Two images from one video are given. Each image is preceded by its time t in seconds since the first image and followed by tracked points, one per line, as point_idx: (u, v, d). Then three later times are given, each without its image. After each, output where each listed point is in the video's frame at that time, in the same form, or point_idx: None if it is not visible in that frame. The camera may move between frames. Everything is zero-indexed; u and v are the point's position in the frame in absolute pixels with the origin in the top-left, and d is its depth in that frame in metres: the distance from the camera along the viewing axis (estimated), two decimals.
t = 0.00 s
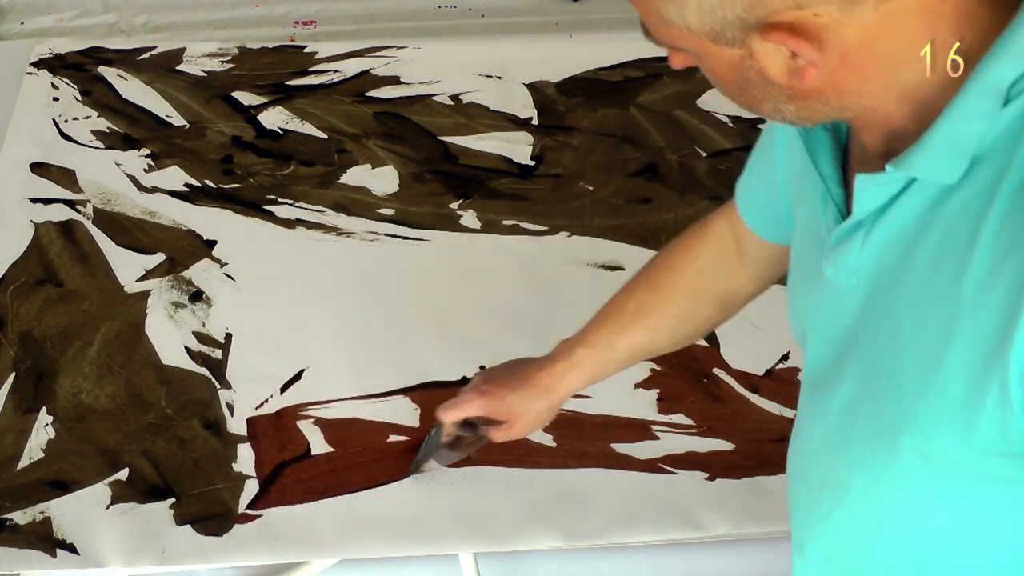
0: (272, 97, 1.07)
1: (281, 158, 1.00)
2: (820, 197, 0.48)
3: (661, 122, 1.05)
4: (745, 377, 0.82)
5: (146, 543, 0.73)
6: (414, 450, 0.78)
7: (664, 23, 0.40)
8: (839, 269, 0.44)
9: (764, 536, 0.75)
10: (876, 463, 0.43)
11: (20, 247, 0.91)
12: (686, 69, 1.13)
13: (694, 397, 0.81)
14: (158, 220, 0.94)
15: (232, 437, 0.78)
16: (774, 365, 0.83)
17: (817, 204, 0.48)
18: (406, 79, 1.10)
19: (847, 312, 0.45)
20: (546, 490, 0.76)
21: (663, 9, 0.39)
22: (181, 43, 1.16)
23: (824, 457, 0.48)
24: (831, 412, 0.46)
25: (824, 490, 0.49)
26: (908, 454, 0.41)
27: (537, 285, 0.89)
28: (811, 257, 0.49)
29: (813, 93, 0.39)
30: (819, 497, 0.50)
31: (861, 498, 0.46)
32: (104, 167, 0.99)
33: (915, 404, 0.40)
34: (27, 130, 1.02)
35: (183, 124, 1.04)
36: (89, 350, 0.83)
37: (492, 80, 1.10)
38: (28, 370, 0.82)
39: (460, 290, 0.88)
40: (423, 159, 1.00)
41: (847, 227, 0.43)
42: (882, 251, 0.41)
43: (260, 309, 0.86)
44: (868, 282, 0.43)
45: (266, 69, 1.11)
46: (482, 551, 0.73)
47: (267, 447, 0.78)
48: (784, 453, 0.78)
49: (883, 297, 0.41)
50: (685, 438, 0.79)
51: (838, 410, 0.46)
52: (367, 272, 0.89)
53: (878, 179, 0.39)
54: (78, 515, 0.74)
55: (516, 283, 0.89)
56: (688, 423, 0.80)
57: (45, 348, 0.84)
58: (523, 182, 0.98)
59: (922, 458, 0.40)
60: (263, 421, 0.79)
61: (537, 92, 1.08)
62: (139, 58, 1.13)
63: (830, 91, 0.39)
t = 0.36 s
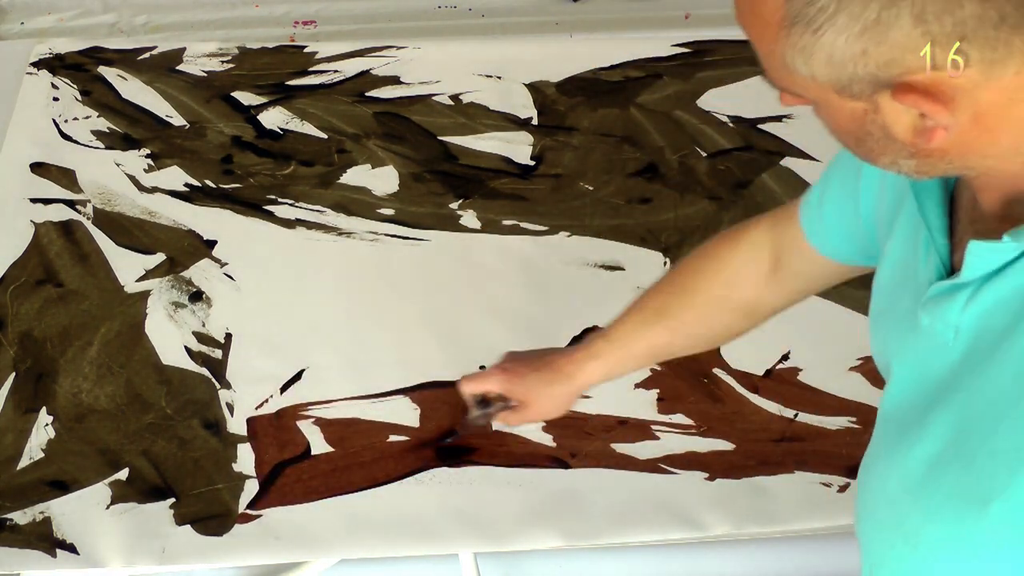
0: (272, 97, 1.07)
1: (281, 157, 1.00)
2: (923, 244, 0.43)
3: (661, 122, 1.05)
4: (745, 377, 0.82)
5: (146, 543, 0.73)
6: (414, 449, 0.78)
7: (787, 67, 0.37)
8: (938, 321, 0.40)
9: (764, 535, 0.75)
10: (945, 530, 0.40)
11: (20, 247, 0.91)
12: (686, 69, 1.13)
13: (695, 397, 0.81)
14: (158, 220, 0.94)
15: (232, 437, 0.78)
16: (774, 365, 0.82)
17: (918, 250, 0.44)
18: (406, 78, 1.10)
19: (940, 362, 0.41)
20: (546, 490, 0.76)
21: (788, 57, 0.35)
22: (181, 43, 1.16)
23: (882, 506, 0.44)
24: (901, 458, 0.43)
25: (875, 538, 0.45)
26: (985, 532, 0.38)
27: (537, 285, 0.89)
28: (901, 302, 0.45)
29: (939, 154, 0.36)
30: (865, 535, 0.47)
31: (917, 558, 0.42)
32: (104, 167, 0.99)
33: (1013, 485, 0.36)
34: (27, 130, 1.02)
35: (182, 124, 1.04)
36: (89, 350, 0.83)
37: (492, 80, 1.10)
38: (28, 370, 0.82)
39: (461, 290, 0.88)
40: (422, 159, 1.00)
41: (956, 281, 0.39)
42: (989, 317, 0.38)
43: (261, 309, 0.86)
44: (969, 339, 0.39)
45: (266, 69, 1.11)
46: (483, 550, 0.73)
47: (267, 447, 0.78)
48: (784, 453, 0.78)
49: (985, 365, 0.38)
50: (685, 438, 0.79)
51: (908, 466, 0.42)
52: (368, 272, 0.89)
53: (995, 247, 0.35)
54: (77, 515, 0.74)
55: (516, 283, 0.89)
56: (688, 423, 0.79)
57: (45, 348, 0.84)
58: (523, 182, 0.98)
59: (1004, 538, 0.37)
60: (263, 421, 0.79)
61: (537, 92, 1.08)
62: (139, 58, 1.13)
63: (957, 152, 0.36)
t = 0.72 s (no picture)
0: (272, 98, 1.07)
1: (281, 157, 1.00)
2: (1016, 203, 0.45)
3: (661, 122, 1.05)
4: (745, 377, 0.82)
5: (145, 543, 0.73)
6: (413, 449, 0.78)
7: None
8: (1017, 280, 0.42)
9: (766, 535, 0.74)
10: (982, 479, 0.42)
11: (20, 246, 0.91)
12: (686, 69, 1.13)
13: (695, 397, 0.81)
14: (158, 220, 0.94)
15: (232, 437, 0.78)
16: (774, 365, 0.83)
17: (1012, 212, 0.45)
18: (406, 78, 1.10)
19: (1003, 322, 0.42)
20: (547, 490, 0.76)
21: None
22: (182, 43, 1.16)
23: (921, 456, 0.46)
24: (947, 412, 0.45)
25: (901, 489, 0.47)
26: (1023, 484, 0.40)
27: (537, 285, 0.89)
28: (979, 262, 0.47)
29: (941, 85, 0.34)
30: (885, 486, 0.49)
31: (944, 506, 0.44)
32: (104, 167, 0.99)
33: None
34: (27, 130, 1.02)
35: (183, 124, 1.04)
36: (89, 350, 0.83)
37: (492, 80, 1.10)
38: (28, 370, 0.82)
39: (460, 290, 0.88)
40: (422, 159, 1.00)
41: None
42: None
43: (260, 309, 0.86)
44: None
45: (266, 69, 1.11)
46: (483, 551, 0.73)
47: (267, 447, 0.78)
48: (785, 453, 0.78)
49: None
50: (685, 438, 0.79)
51: (954, 417, 0.44)
52: (367, 272, 0.89)
53: None
54: (77, 515, 0.74)
55: (516, 283, 0.89)
56: (688, 423, 0.79)
57: (45, 348, 0.84)
58: (522, 181, 0.98)
59: None
60: (262, 421, 0.79)
61: (537, 92, 1.08)
62: (139, 58, 1.13)
63: None
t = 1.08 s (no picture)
0: (272, 97, 1.07)
1: (280, 157, 1.00)
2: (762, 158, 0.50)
3: (661, 122, 1.05)
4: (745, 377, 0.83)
5: (146, 543, 0.73)
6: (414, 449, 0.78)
7: None
8: (767, 218, 0.45)
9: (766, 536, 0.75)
10: (778, 411, 0.43)
11: (20, 247, 0.91)
12: (686, 69, 1.12)
13: (694, 397, 0.82)
14: (158, 220, 0.94)
15: (232, 437, 0.78)
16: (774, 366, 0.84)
17: (759, 167, 0.50)
18: (406, 78, 1.10)
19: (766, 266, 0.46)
20: (548, 490, 0.76)
21: None
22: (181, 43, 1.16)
23: (743, 408, 0.47)
24: (747, 364, 0.47)
25: (742, 447, 0.48)
26: (799, 413, 0.42)
27: (536, 285, 0.89)
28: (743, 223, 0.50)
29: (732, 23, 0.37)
30: (725, 461, 0.50)
31: (766, 451, 0.45)
32: (104, 167, 0.99)
33: (814, 352, 0.40)
34: (27, 130, 1.02)
35: (182, 124, 1.04)
36: (89, 350, 0.83)
37: (492, 80, 1.10)
38: (28, 371, 0.82)
39: (460, 290, 0.88)
40: (422, 159, 1.00)
41: (778, 180, 0.44)
42: (806, 208, 0.42)
43: (260, 309, 0.86)
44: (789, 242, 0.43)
45: (265, 69, 1.11)
46: (483, 551, 0.73)
47: (267, 447, 0.78)
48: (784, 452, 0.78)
49: (801, 249, 0.42)
50: (684, 438, 0.79)
51: (752, 360, 0.46)
52: (368, 272, 0.89)
53: (802, 134, 0.40)
54: (78, 515, 0.74)
55: (516, 283, 0.89)
56: (688, 423, 0.80)
57: (45, 348, 0.84)
58: (523, 182, 0.98)
59: (812, 420, 0.41)
60: (263, 421, 0.79)
61: (537, 92, 1.08)
62: (139, 58, 1.13)
63: None
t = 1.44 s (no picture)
0: (272, 98, 1.07)
1: (280, 157, 1.00)
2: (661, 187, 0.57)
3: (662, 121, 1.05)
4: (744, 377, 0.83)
5: (146, 543, 0.73)
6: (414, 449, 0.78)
7: None
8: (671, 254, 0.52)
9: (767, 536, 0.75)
10: (701, 426, 0.50)
11: (20, 247, 0.91)
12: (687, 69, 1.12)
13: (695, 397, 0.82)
14: (158, 220, 0.94)
15: (232, 436, 0.78)
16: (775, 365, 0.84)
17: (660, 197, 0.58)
18: (406, 78, 1.10)
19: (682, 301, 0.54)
20: (548, 490, 0.76)
21: None
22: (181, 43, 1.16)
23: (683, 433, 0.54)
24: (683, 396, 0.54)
25: (686, 467, 0.54)
26: (715, 430, 0.48)
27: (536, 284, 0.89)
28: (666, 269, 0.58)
29: (609, 86, 0.46)
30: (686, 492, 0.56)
31: (702, 467, 0.52)
32: (104, 167, 0.99)
33: (715, 365, 0.47)
34: (27, 130, 1.02)
35: (182, 124, 1.04)
36: (89, 350, 0.83)
37: (492, 80, 1.09)
38: (28, 371, 0.82)
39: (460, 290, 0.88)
40: (422, 159, 1.00)
41: (672, 220, 0.51)
42: (697, 237, 0.49)
43: (260, 309, 0.86)
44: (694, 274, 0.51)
45: (265, 69, 1.11)
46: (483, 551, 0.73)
47: (267, 447, 0.78)
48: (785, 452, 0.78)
49: (698, 269, 0.50)
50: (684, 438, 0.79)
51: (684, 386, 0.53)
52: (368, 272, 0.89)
53: (675, 173, 0.49)
54: (78, 515, 0.74)
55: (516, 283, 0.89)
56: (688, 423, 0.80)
57: (45, 349, 0.84)
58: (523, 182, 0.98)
59: (726, 432, 0.47)
60: (262, 421, 0.79)
61: (537, 92, 1.08)
62: (139, 58, 1.13)
63: None
